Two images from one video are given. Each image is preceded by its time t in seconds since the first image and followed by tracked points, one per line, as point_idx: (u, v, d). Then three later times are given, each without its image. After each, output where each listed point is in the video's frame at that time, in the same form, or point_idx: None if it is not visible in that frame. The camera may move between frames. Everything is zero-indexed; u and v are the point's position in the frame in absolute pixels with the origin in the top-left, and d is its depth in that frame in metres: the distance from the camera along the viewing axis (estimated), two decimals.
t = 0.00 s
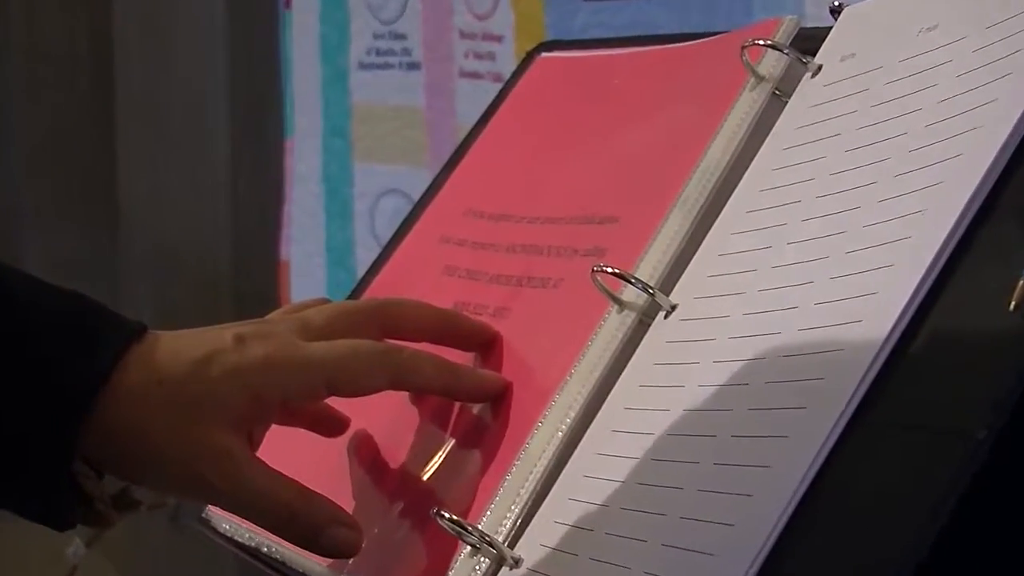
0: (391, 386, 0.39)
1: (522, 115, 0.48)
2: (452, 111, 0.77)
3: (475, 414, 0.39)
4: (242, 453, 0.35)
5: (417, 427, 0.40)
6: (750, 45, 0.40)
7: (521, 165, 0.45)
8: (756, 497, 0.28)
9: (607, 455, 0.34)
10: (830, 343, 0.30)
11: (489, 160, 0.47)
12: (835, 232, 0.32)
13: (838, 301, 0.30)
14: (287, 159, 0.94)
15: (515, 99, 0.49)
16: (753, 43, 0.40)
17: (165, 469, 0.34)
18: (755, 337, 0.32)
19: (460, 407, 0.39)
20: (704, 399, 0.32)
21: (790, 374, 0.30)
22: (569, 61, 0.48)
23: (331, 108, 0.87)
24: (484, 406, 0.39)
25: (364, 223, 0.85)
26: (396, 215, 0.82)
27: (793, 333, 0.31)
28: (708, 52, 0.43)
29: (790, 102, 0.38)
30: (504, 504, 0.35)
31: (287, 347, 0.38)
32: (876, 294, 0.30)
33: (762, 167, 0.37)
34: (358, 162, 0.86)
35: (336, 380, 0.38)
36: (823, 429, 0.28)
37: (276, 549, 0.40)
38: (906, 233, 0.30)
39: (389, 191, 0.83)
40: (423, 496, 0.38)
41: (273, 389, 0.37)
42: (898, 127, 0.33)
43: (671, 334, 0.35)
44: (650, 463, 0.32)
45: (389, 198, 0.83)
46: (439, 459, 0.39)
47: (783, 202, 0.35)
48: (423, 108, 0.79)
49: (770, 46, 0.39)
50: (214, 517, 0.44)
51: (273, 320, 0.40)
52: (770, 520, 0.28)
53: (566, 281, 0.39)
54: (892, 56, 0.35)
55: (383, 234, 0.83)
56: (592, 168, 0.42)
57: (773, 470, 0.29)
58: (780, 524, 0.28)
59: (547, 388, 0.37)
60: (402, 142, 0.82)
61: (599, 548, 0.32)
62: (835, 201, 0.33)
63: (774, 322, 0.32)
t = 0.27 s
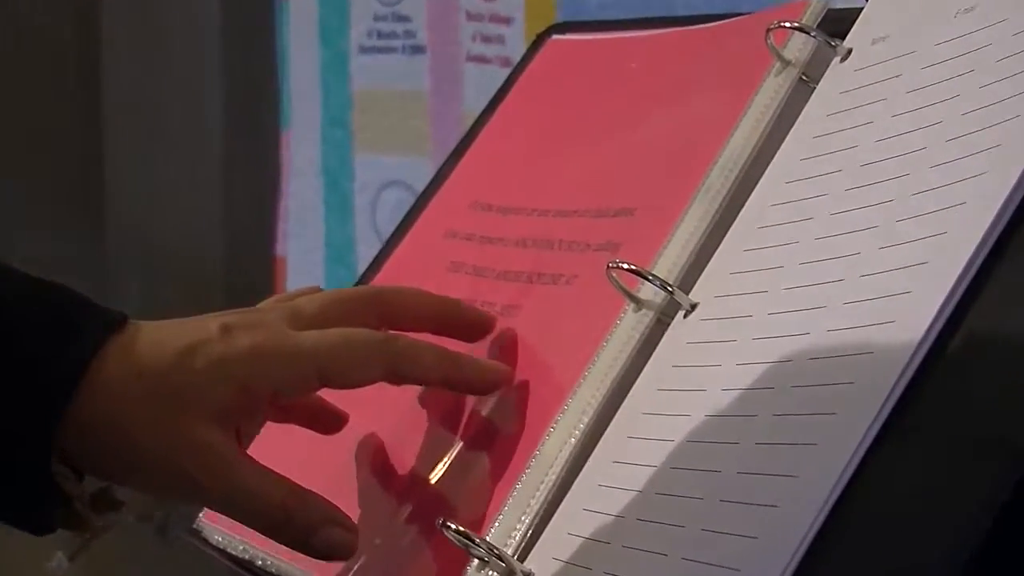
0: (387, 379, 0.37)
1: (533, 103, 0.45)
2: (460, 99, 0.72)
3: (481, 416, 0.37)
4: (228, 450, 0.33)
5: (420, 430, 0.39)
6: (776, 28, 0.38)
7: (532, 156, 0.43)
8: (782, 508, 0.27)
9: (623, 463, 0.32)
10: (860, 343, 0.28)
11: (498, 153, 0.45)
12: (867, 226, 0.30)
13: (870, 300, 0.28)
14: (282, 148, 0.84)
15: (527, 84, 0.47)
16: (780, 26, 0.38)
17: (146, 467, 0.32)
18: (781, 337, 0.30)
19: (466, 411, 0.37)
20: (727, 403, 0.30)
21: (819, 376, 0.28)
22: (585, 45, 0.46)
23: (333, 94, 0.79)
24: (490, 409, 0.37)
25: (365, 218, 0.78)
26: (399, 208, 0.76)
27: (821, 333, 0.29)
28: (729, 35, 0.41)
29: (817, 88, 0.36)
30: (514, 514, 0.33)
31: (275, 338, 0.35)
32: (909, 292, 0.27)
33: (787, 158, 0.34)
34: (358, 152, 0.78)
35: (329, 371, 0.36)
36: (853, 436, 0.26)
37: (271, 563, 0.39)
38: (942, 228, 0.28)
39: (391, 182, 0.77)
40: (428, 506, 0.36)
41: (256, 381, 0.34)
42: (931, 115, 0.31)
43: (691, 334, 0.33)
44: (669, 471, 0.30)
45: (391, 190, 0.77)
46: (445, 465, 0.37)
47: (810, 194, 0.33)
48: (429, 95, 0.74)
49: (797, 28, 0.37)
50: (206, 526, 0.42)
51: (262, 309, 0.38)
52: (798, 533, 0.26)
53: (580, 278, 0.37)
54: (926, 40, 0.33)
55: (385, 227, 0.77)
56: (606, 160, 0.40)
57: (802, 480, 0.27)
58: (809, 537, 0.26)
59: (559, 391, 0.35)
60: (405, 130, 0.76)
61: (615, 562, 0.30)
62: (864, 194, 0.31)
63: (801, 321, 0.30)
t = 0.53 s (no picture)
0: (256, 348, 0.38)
1: (541, 86, 0.43)
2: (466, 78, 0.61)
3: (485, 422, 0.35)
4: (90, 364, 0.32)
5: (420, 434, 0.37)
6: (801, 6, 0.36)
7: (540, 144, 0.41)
8: (808, 516, 0.25)
9: (637, 469, 0.30)
10: (889, 343, 0.26)
11: (505, 141, 0.43)
12: (898, 216, 0.28)
13: (901, 295, 0.26)
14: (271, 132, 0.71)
15: (534, 67, 0.44)
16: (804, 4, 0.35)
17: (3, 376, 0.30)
18: (806, 334, 0.28)
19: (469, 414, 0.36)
20: (751, 406, 0.28)
21: (847, 377, 0.26)
22: (596, 23, 0.43)
23: (325, 72, 0.67)
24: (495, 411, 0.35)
25: (362, 211, 0.67)
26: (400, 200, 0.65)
27: (849, 330, 0.27)
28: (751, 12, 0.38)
29: (846, 70, 0.33)
30: (521, 523, 0.31)
31: (149, 279, 0.36)
32: (941, 287, 0.26)
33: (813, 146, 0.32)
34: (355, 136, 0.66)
35: (197, 313, 0.36)
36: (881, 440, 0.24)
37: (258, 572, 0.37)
38: (977, 218, 0.26)
39: (391, 171, 0.65)
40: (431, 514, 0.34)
41: (126, 307, 0.34)
42: (966, 99, 0.28)
43: (710, 332, 0.31)
44: (686, 478, 0.29)
45: (392, 178, 0.65)
46: (447, 471, 0.35)
47: (837, 183, 0.31)
48: (433, 74, 0.62)
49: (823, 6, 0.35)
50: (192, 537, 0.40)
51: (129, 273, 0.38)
52: (820, 544, 0.24)
53: (592, 272, 0.35)
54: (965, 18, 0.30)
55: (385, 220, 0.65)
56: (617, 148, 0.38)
57: (827, 485, 0.25)
58: (833, 548, 0.24)
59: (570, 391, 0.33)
60: (406, 114, 0.64)
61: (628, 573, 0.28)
62: (894, 184, 0.29)
63: (827, 318, 0.28)
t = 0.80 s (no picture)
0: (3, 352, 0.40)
1: (546, 73, 0.41)
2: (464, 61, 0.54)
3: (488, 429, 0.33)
4: None
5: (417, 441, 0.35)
6: None
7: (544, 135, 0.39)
8: (829, 528, 0.24)
9: (650, 477, 0.28)
10: (915, 345, 0.24)
11: (507, 131, 0.41)
12: (924, 210, 0.26)
13: (929, 292, 0.25)
14: (260, 121, 0.64)
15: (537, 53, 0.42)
16: None
17: None
18: (829, 333, 0.27)
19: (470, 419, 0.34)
20: (772, 412, 0.26)
21: (871, 381, 0.25)
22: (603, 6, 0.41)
23: (316, 56, 0.60)
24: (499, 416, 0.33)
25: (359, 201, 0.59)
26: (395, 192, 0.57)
27: (874, 330, 0.25)
28: None
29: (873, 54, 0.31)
30: (524, 534, 0.29)
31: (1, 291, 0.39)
32: (971, 285, 0.24)
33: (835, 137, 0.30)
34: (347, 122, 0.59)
35: None
36: (907, 449, 0.23)
37: None
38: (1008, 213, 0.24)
39: (388, 159, 0.58)
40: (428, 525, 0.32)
41: None
42: (999, 84, 0.26)
43: (726, 332, 0.29)
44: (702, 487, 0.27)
45: (387, 167, 0.58)
46: (446, 481, 0.33)
47: (860, 175, 0.29)
48: (429, 58, 0.55)
49: None
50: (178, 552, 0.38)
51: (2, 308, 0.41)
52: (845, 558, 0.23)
53: (601, 269, 0.33)
54: None
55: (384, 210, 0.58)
56: (626, 139, 0.36)
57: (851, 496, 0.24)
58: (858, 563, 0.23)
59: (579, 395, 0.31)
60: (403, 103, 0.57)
61: None
62: (920, 174, 0.27)
63: (851, 316, 0.26)
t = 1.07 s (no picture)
0: None
1: (549, 64, 0.39)
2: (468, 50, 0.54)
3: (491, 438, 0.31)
4: None
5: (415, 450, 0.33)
6: None
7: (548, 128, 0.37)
8: (853, 543, 0.22)
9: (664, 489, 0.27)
10: (943, 350, 0.22)
11: (509, 124, 0.39)
12: (954, 206, 0.24)
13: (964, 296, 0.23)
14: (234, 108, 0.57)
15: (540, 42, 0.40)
16: None
17: None
18: (854, 337, 0.25)
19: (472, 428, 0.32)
20: (794, 420, 0.25)
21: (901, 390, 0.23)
22: None
23: (308, 41, 0.56)
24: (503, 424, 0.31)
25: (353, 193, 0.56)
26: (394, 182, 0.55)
27: (904, 335, 0.23)
28: None
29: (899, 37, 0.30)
30: (532, 545, 0.28)
31: None
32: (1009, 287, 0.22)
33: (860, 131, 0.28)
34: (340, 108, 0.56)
35: None
36: (936, 460, 0.21)
37: None
38: None
39: (384, 149, 0.56)
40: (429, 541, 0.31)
41: None
42: None
43: (745, 336, 0.27)
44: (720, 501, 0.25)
45: (385, 158, 0.55)
46: (447, 494, 0.31)
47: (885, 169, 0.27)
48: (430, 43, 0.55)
49: None
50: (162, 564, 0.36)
51: None
52: None
53: (611, 269, 0.32)
54: None
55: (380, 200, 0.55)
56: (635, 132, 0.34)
57: (879, 509, 0.22)
58: None
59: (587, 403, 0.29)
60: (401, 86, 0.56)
61: None
62: (950, 167, 0.25)
63: (878, 319, 0.24)
